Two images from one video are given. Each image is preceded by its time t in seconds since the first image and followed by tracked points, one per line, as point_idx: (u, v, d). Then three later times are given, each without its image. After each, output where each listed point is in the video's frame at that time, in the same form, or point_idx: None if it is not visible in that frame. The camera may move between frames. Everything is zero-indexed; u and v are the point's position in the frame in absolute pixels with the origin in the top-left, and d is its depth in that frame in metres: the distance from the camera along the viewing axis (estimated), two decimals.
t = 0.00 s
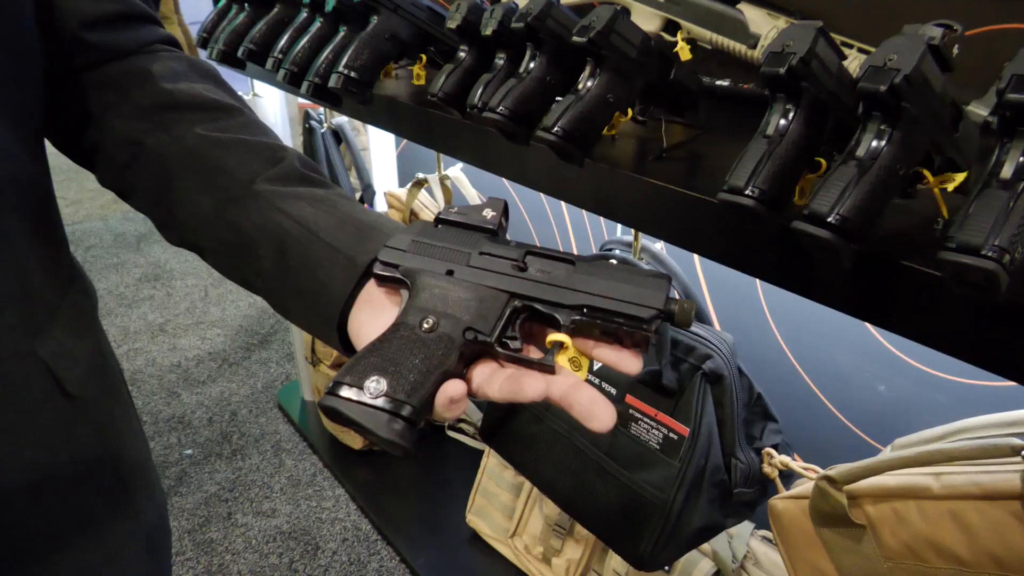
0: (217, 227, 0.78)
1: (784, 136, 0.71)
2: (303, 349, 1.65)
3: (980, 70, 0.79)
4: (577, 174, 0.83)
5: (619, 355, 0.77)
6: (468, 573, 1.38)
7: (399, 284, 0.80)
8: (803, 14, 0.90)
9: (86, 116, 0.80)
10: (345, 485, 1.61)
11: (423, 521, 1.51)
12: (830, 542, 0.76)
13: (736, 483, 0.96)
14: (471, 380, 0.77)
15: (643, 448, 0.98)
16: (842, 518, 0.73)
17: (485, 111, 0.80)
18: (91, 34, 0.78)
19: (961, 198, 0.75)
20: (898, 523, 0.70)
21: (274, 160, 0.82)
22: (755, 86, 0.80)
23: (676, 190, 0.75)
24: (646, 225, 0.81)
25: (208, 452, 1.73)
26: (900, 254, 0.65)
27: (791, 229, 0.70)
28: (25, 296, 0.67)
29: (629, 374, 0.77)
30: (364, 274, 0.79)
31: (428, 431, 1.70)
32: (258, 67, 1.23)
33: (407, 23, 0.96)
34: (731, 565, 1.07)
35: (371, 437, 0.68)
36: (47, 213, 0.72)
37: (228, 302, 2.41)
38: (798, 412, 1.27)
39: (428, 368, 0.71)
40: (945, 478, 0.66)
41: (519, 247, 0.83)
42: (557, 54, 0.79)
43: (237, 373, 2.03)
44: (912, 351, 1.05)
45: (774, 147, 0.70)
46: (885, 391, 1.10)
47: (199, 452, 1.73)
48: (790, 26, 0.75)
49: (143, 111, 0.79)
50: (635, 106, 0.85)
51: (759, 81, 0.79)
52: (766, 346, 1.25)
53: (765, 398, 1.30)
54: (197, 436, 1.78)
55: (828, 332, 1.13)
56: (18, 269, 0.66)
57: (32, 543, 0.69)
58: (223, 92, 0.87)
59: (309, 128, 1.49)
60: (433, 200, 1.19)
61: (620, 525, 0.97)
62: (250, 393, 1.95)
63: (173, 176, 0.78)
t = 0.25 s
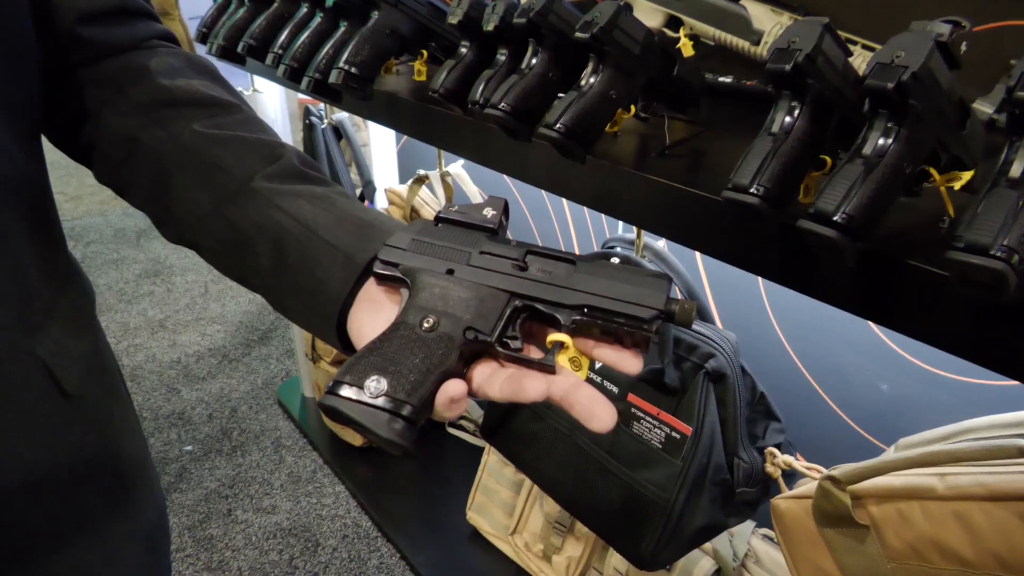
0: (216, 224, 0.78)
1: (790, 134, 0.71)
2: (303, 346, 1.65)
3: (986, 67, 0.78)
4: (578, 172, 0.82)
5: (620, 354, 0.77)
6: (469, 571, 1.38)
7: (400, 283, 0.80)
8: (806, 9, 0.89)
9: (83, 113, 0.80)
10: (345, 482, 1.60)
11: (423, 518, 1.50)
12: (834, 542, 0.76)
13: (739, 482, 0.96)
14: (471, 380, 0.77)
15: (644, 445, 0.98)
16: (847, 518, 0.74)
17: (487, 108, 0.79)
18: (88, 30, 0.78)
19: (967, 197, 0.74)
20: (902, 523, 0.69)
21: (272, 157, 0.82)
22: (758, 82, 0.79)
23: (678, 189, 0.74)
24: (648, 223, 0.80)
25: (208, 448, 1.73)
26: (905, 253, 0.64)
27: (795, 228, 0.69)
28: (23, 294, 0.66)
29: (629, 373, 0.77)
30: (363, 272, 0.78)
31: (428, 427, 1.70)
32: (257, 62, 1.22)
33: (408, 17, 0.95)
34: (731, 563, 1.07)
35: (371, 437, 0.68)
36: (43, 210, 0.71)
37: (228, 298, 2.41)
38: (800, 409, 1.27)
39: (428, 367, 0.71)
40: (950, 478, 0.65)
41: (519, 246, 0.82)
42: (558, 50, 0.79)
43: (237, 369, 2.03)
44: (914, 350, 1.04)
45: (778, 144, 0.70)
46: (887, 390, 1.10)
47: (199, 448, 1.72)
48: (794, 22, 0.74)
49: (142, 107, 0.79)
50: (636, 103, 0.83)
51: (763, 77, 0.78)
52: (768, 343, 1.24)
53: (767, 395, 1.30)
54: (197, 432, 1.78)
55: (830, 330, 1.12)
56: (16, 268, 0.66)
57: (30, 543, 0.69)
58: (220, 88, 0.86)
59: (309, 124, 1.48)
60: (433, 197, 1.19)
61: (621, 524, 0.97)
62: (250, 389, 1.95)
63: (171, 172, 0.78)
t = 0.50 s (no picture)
0: (216, 223, 0.78)
1: (794, 134, 0.71)
2: (304, 345, 1.65)
3: (989, 66, 0.78)
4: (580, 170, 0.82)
5: (621, 354, 0.77)
6: (468, 570, 1.38)
7: (401, 282, 0.80)
8: (808, 7, 0.89)
9: (82, 111, 0.79)
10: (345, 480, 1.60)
11: (424, 517, 1.50)
12: (835, 542, 0.76)
13: (740, 482, 0.95)
14: (472, 379, 0.77)
15: (644, 445, 0.98)
16: (848, 518, 0.73)
17: (489, 106, 0.79)
18: (88, 28, 0.78)
19: (970, 196, 0.74)
20: (905, 525, 0.68)
21: (272, 155, 0.82)
22: (760, 82, 0.79)
23: (681, 187, 0.74)
24: (650, 222, 0.80)
25: (208, 446, 1.73)
26: (909, 253, 0.64)
27: (798, 228, 0.69)
28: (22, 292, 0.66)
29: (630, 373, 0.77)
30: (364, 270, 0.78)
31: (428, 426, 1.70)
32: (258, 60, 1.22)
33: (409, 16, 0.95)
34: (731, 563, 1.07)
35: (372, 436, 0.68)
36: (43, 208, 0.71)
37: (228, 297, 2.41)
38: (802, 408, 1.27)
39: (429, 367, 0.71)
40: (953, 479, 0.65)
41: (521, 245, 0.82)
42: (560, 49, 0.78)
43: (237, 367, 2.03)
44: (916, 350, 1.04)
45: (781, 145, 0.70)
46: (888, 390, 1.09)
47: (199, 447, 1.72)
48: (796, 21, 0.74)
49: (141, 106, 0.78)
50: (639, 102, 0.83)
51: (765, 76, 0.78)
52: (770, 342, 1.24)
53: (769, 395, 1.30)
54: (197, 430, 1.78)
55: (832, 329, 1.12)
56: (15, 266, 0.66)
57: (30, 542, 0.69)
58: (221, 85, 0.86)
59: (309, 122, 1.48)
60: (434, 195, 1.19)
61: (622, 524, 0.97)
62: (250, 387, 1.94)
63: (171, 170, 0.78)
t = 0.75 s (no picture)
0: (215, 221, 0.78)
1: (793, 132, 0.71)
2: (304, 344, 1.65)
3: (990, 64, 0.77)
4: (580, 168, 0.82)
5: (620, 351, 0.77)
6: (469, 570, 1.38)
7: (399, 279, 0.80)
8: (808, 4, 0.89)
9: (81, 110, 0.79)
10: (345, 479, 1.60)
11: (425, 516, 1.50)
12: (836, 541, 0.76)
13: (741, 481, 0.95)
14: (471, 377, 0.77)
15: (644, 443, 0.98)
16: (849, 516, 0.73)
17: (488, 105, 0.78)
18: (86, 26, 0.78)
19: (969, 195, 0.74)
20: (906, 524, 0.68)
21: (271, 154, 0.82)
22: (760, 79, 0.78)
23: (680, 185, 0.74)
24: (649, 220, 0.80)
25: (209, 445, 1.73)
26: (909, 251, 0.64)
27: (798, 226, 0.69)
28: (21, 291, 0.66)
29: (630, 370, 0.77)
30: (362, 269, 0.78)
31: (429, 425, 1.70)
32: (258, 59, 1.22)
33: (409, 16, 0.95)
34: (733, 562, 1.07)
35: (371, 434, 0.68)
36: (42, 208, 0.71)
37: (229, 296, 2.41)
38: (802, 407, 1.27)
39: (427, 365, 0.71)
40: (953, 478, 0.65)
41: (519, 242, 0.82)
42: (559, 47, 0.78)
43: (238, 366, 2.03)
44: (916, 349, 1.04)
45: (780, 143, 0.70)
46: (889, 388, 1.09)
47: (200, 446, 1.73)
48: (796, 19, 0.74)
49: (140, 105, 0.79)
50: (639, 100, 0.83)
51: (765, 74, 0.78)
52: (770, 341, 1.24)
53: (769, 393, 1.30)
54: (198, 429, 1.78)
55: (833, 327, 1.12)
56: (14, 265, 0.66)
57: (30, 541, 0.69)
58: (220, 84, 0.86)
59: (310, 121, 1.48)
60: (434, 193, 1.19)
61: (622, 523, 0.97)
62: (250, 386, 1.95)
63: (170, 169, 0.78)
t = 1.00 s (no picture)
0: (214, 220, 0.78)
1: (793, 132, 0.71)
2: (304, 344, 1.65)
3: (990, 65, 0.77)
4: (578, 169, 0.82)
5: (617, 353, 0.77)
6: (469, 570, 1.37)
7: (397, 279, 0.80)
8: (808, 4, 0.89)
9: (80, 108, 0.79)
10: (345, 479, 1.60)
11: (424, 516, 1.50)
12: (835, 542, 0.75)
13: (740, 481, 0.95)
14: (468, 378, 0.77)
15: (643, 443, 0.98)
16: (848, 517, 0.73)
17: (488, 105, 0.78)
18: (84, 25, 0.78)
19: (969, 195, 0.74)
20: (905, 524, 0.68)
21: (270, 153, 0.82)
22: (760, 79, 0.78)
23: (679, 185, 0.74)
24: (648, 220, 0.80)
25: (208, 445, 1.73)
26: (909, 251, 0.64)
27: (798, 226, 0.68)
28: (20, 290, 0.66)
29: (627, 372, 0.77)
30: (360, 269, 0.79)
31: (428, 425, 1.70)
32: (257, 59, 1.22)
33: (408, 15, 0.95)
34: (731, 562, 1.07)
35: (367, 436, 0.68)
36: (40, 206, 0.71)
37: (228, 295, 2.41)
38: (801, 407, 1.27)
39: (425, 366, 0.71)
40: (953, 478, 0.65)
41: (517, 243, 0.82)
42: (559, 47, 0.78)
43: (237, 366, 2.03)
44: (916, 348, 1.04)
45: (779, 143, 0.70)
46: (888, 388, 1.09)
47: (199, 446, 1.73)
48: (796, 19, 0.74)
49: (139, 104, 0.78)
50: (639, 100, 0.83)
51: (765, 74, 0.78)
52: (770, 341, 1.24)
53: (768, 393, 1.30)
54: (197, 429, 1.78)
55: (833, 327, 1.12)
56: (13, 264, 0.66)
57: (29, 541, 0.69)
58: (219, 83, 0.86)
59: (309, 121, 1.47)
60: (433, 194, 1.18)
61: (621, 524, 0.97)
62: (250, 386, 1.95)
63: (169, 168, 0.78)
